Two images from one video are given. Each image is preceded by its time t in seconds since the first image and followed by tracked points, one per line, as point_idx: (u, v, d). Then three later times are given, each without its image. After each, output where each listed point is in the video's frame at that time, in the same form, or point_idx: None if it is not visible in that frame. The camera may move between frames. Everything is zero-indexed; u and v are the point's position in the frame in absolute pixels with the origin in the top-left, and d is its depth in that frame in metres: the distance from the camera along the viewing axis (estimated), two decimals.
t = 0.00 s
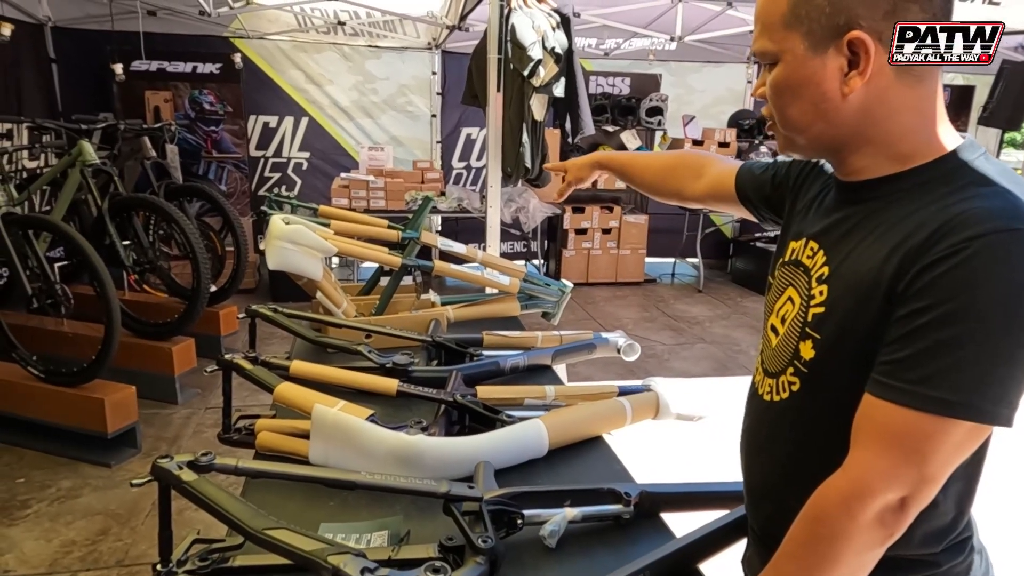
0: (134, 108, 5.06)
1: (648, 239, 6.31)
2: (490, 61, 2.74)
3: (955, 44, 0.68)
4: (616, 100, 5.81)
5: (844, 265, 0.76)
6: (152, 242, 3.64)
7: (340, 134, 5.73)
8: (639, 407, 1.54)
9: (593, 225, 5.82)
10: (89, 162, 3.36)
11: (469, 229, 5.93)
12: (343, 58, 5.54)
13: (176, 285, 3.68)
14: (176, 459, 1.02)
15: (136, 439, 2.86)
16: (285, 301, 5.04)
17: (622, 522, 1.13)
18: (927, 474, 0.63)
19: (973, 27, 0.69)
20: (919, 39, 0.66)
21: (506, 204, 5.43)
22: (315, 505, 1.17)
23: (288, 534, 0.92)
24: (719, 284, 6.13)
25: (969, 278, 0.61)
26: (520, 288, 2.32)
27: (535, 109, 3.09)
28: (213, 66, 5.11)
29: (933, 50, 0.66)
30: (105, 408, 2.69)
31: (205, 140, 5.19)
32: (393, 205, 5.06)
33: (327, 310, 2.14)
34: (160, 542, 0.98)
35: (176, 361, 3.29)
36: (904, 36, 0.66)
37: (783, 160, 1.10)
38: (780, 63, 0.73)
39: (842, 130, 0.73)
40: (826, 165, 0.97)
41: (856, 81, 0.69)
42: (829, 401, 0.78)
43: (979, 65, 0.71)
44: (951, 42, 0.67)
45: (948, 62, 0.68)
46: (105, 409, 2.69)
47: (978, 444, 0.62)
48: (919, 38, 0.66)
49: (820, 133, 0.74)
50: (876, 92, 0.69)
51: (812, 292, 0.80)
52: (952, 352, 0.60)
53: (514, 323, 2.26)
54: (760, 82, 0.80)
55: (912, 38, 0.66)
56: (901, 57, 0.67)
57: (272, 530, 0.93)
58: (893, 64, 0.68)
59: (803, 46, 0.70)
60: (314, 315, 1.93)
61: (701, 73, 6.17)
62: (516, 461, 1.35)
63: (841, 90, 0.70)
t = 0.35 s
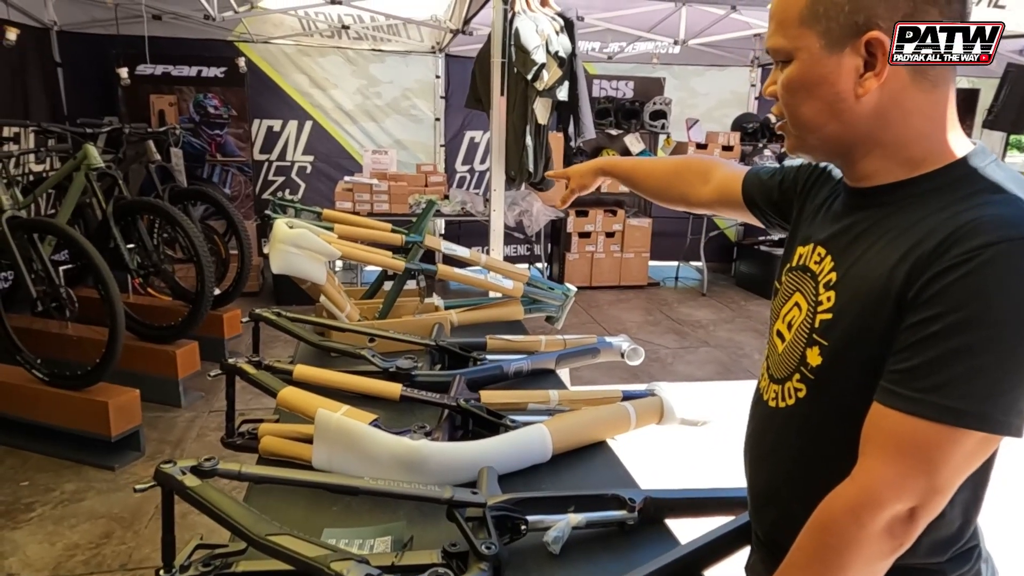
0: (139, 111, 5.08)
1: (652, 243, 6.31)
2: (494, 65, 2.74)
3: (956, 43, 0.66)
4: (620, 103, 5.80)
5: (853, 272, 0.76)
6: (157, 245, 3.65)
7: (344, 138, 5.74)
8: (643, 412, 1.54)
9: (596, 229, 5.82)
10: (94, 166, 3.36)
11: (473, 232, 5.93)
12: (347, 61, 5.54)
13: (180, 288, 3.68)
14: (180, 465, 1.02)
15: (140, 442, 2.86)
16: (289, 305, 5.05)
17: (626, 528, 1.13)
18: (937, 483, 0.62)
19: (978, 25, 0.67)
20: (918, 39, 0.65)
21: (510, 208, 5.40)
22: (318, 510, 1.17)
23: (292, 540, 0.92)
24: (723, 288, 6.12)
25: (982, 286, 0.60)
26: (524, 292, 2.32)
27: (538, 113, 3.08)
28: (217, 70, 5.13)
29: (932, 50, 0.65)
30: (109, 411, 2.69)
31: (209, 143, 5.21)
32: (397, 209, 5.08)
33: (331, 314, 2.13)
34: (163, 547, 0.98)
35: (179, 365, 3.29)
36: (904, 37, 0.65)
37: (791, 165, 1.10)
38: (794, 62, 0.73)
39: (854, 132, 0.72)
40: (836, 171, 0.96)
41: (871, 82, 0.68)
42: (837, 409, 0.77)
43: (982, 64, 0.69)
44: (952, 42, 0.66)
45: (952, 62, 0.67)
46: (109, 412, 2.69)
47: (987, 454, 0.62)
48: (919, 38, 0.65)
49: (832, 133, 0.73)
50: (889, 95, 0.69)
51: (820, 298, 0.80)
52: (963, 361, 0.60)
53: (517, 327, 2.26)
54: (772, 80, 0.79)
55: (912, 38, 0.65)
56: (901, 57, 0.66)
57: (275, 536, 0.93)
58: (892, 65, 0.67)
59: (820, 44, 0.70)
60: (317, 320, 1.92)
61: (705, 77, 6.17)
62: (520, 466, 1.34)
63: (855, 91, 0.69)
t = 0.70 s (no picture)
0: (143, 114, 5.10)
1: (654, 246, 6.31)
2: (496, 69, 2.74)
3: (956, 44, 0.66)
4: (622, 106, 5.81)
5: (853, 275, 0.75)
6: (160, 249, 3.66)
7: (347, 141, 5.76)
8: (646, 416, 1.54)
9: (599, 232, 5.83)
10: (99, 169, 3.36)
11: (475, 235, 5.93)
12: (350, 65, 5.57)
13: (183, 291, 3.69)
14: (182, 469, 1.02)
15: (143, 445, 2.87)
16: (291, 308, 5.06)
17: (628, 532, 1.13)
18: (941, 490, 0.62)
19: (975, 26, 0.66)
20: (919, 39, 0.65)
21: (512, 211, 5.40)
22: (320, 514, 1.17)
23: (294, 544, 0.92)
24: (725, 291, 6.12)
25: (983, 291, 0.60)
26: (526, 296, 2.31)
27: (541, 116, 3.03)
28: (221, 74, 5.14)
29: (933, 50, 0.65)
30: (112, 414, 2.69)
31: (213, 146, 5.23)
32: (400, 212, 5.09)
33: (333, 317, 2.13)
34: (165, 551, 0.98)
35: (182, 367, 3.30)
36: (904, 37, 0.65)
37: (788, 173, 1.11)
38: (806, 59, 0.73)
39: (864, 133, 0.72)
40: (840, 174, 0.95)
41: (884, 82, 0.68)
42: (838, 414, 0.77)
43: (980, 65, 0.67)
44: (952, 42, 0.66)
45: (952, 62, 0.67)
46: (112, 414, 2.70)
47: (989, 460, 0.62)
48: (919, 38, 0.65)
49: (841, 134, 0.73)
50: (902, 96, 0.69)
51: (820, 302, 0.80)
52: (964, 368, 0.60)
53: (520, 331, 2.26)
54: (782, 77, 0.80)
55: (912, 38, 0.65)
56: (900, 56, 0.67)
57: (277, 540, 0.93)
58: (894, 64, 0.67)
59: (834, 41, 0.70)
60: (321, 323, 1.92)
61: (707, 80, 6.19)
62: (523, 470, 1.34)
63: (868, 91, 0.69)
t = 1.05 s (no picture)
0: (148, 118, 5.13)
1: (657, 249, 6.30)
2: (500, 72, 2.75)
3: (956, 43, 0.66)
4: (626, 109, 5.75)
5: (861, 281, 0.75)
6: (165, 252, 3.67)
7: (351, 144, 5.78)
8: (650, 420, 1.54)
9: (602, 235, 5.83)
10: (104, 173, 3.38)
11: (479, 238, 5.93)
12: (354, 68, 5.59)
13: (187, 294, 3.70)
14: (188, 472, 1.02)
15: (147, 448, 2.87)
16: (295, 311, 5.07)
17: (634, 537, 1.12)
18: (949, 495, 0.62)
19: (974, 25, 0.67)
20: (919, 38, 0.65)
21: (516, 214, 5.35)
22: (326, 518, 1.17)
23: (299, 548, 0.92)
24: (729, 294, 6.11)
25: (991, 297, 0.60)
26: (531, 299, 2.31)
27: (545, 120, 3.05)
28: (226, 77, 5.16)
29: (933, 50, 0.65)
30: (117, 417, 2.70)
31: (217, 149, 5.24)
32: (403, 215, 5.09)
33: (338, 320, 2.13)
34: (171, 554, 0.98)
35: (187, 370, 3.30)
36: (904, 36, 0.65)
37: (769, 194, 1.10)
38: (812, 66, 0.72)
39: (872, 137, 0.72)
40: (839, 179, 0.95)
41: (891, 85, 0.68)
42: (847, 420, 0.77)
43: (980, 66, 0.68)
44: (951, 42, 0.66)
45: (951, 62, 0.67)
46: (117, 417, 2.70)
47: (998, 465, 0.62)
48: (920, 38, 0.65)
49: (849, 139, 0.73)
50: (909, 99, 0.69)
51: (827, 308, 0.80)
52: (973, 372, 0.60)
53: (524, 334, 2.26)
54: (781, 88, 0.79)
55: (912, 38, 0.65)
56: (901, 56, 0.67)
57: (283, 544, 0.93)
58: (894, 64, 0.67)
59: (840, 47, 0.70)
60: (327, 327, 1.92)
61: (710, 83, 6.20)
62: (528, 474, 1.34)
63: (875, 94, 0.69)
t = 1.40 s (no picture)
0: (151, 121, 5.14)
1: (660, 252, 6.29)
2: (503, 75, 2.75)
3: (955, 43, 0.67)
4: (628, 112, 5.76)
5: (855, 283, 0.75)
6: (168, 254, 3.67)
7: (353, 147, 5.79)
8: (652, 424, 1.54)
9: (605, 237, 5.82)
10: (108, 175, 3.40)
11: (481, 241, 5.93)
12: (356, 71, 5.60)
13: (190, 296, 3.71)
14: (191, 475, 1.02)
15: (150, 450, 2.87)
16: (298, 313, 5.07)
17: (637, 541, 1.12)
18: (948, 495, 0.62)
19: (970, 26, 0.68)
20: (918, 39, 0.65)
21: (518, 216, 5.37)
22: (328, 521, 1.17)
23: (302, 552, 0.92)
24: (732, 297, 6.10)
25: (984, 297, 0.60)
26: (533, 302, 2.31)
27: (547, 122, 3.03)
28: (229, 80, 5.16)
29: (933, 50, 0.65)
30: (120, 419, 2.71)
31: (221, 152, 5.25)
32: (405, 218, 5.10)
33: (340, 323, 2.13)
34: (173, 557, 0.98)
35: (189, 373, 3.31)
36: (904, 37, 0.65)
37: (766, 199, 1.10)
38: (799, 72, 0.73)
39: (863, 140, 0.72)
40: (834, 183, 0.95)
41: (878, 89, 0.68)
42: (844, 423, 0.77)
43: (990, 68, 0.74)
44: (951, 42, 0.66)
45: (950, 61, 0.67)
46: (120, 419, 2.71)
47: (995, 465, 0.62)
48: (919, 38, 0.65)
49: (840, 143, 0.73)
50: (897, 102, 0.69)
51: (822, 312, 0.79)
52: (969, 372, 0.59)
53: (526, 337, 2.26)
54: (771, 93, 0.79)
55: (912, 38, 0.65)
56: (901, 57, 0.66)
57: (286, 548, 0.93)
58: (892, 65, 0.67)
59: (826, 53, 0.70)
60: (328, 329, 1.92)
61: (713, 85, 6.19)
62: (530, 477, 1.34)
63: (862, 98, 0.69)
